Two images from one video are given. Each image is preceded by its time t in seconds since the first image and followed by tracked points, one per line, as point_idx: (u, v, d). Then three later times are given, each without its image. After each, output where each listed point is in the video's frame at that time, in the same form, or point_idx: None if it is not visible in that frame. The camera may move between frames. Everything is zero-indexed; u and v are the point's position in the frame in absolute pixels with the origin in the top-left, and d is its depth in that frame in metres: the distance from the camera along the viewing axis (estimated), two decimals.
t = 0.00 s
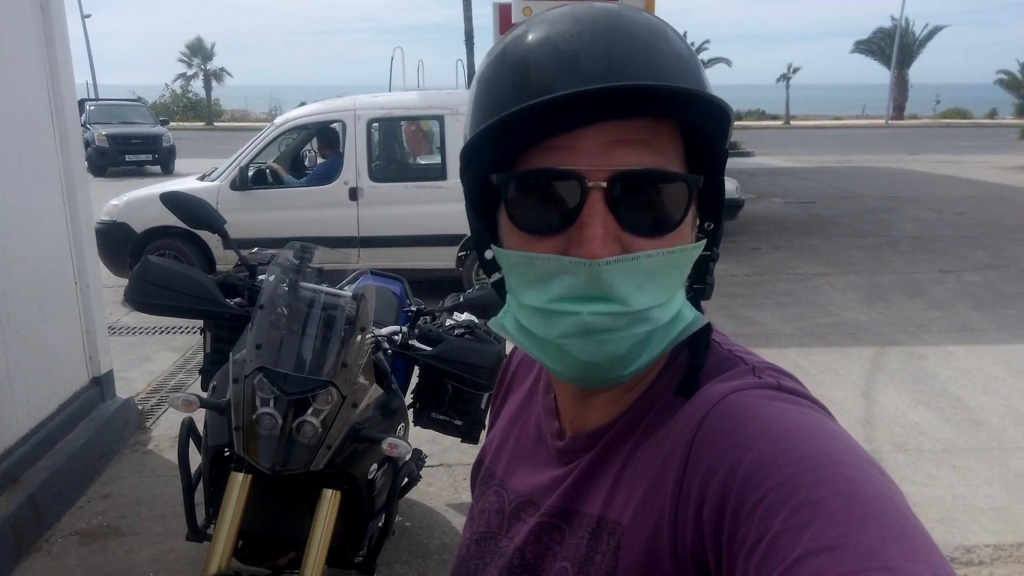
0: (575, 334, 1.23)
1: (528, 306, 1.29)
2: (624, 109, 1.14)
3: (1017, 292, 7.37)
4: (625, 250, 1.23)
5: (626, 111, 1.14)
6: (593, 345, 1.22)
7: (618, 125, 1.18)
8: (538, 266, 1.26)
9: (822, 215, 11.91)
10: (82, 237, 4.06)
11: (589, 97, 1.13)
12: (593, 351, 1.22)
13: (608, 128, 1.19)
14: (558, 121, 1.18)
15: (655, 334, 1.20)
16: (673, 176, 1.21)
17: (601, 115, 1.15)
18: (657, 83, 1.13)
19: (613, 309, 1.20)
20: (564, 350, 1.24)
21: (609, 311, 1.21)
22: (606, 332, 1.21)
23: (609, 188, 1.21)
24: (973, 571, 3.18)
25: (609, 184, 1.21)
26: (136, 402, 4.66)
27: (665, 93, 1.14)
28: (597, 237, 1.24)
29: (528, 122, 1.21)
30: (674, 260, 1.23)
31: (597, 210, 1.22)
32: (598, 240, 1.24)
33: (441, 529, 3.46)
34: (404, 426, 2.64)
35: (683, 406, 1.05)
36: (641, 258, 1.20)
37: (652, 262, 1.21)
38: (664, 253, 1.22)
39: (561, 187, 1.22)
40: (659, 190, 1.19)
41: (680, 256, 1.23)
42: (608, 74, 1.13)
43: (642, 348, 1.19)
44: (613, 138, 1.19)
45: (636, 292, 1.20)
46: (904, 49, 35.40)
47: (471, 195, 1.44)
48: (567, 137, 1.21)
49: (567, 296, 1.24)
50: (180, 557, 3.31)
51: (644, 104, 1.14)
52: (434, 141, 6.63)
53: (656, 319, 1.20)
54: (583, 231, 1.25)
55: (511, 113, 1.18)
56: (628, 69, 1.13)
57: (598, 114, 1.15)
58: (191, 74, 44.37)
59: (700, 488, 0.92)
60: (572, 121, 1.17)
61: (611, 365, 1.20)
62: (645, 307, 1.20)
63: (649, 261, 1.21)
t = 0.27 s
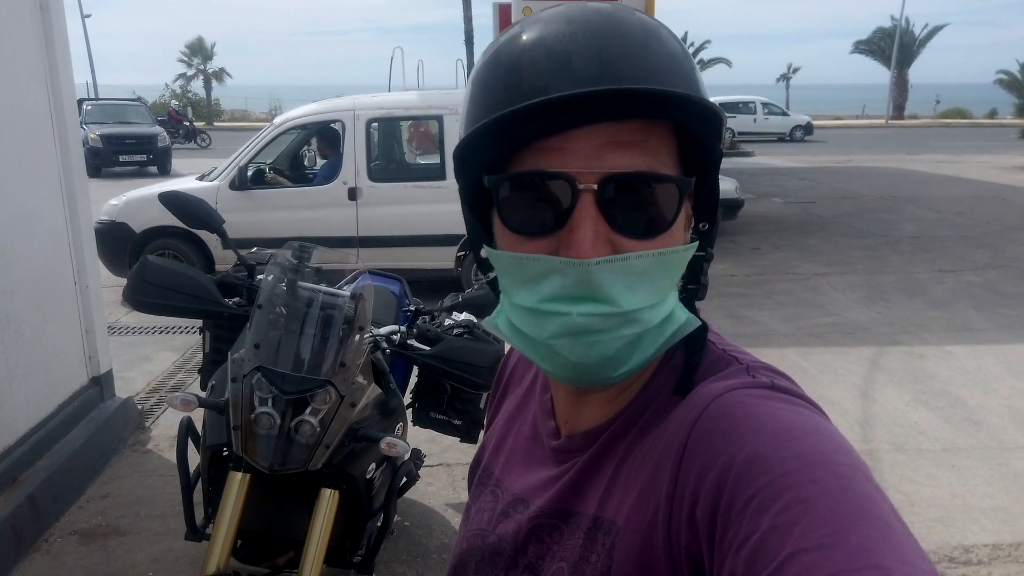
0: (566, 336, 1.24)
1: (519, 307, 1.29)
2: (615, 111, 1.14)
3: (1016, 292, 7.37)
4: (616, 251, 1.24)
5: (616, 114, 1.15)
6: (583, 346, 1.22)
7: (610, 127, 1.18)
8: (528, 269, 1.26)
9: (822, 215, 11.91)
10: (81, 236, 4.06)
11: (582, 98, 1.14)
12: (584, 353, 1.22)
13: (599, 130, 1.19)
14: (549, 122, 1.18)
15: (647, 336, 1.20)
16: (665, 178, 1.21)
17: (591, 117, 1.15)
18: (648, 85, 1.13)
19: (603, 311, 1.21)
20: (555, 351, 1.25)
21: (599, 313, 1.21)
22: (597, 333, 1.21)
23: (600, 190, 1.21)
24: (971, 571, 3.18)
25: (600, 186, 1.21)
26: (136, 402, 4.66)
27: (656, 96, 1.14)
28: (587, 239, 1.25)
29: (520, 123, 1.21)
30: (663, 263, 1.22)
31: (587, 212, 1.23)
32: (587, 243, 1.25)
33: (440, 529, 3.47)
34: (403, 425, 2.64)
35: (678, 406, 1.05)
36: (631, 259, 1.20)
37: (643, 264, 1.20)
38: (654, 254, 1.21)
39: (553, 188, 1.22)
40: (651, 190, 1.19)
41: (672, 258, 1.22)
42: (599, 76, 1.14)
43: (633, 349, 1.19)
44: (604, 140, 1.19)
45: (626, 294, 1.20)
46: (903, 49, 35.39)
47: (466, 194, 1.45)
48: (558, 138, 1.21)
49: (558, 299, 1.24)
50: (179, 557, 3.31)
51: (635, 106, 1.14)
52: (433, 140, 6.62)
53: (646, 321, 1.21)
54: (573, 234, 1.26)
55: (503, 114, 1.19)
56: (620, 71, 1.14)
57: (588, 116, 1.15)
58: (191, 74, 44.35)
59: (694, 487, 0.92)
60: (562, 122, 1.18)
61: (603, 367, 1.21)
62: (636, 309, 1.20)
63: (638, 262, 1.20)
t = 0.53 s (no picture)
0: (568, 334, 1.24)
1: (520, 305, 1.29)
2: (616, 109, 1.14)
3: (1016, 292, 7.37)
4: (618, 246, 1.24)
5: (617, 111, 1.15)
6: (585, 343, 1.22)
7: (611, 124, 1.18)
8: (528, 267, 1.26)
9: (822, 215, 11.90)
10: (81, 236, 4.06)
11: (582, 95, 1.14)
12: (585, 350, 1.22)
13: (599, 127, 1.19)
14: (550, 120, 1.18)
15: (648, 333, 1.20)
16: (665, 174, 1.21)
17: (592, 114, 1.15)
18: (650, 82, 1.13)
19: (604, 308, 1.20)
20: (556, 349, 1.25)
21: (600, 311, 1.21)
22: (599, 330, 1.22)
23: (601, 186, 1.21)
24: (971, 570, 3.18)
25: (602, 183, 1.21)
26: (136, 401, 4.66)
27: (658, 92, 1.14)
28: (589, 237, 1.25)
29: (520, 121, 1.21)
30: (664, 259, 1.22)
31: (589, 209, 1.23)
32: (589, 239, 1.24)
33: (440, 528, 3.47)
34: (403, 424, 2.64)
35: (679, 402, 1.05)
36: (633, 257, 1.20)
37: (643, 261, 1.20)
38: (655, 251, 1.21)
39: (554, 185, 1.22)
40: (650, 186, 1.20)
41: (673, 255, 1.22)
42: (600, 73, 1.14)
43: (635, 346, 1.19)
44: (605, 137, 1.19)
45: (627, 292, 1.20)
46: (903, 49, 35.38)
47: (466, 191, 1.45)
48: (558, 135, 1.21)
49: (560, 296, 1.24)
50: (179, 556, 3.31)
51: (636, 103, 1.14)
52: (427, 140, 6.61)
53: (647, 319, 1.20)
54: (575, 230, 1.26)
55: (503, 112, 1.19)
56: (621, 68, 1.14)
57: (589, 113, 1.15)
58: (190, 74, 44.34)
59: (695, 482, 0.92)
60: (563, 119, 1.18)
61: (605, 363, 1.21)
62: (637, 305, 1.20)
63: (640, 259, 1.20)
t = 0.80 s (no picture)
0: (574, 335, 1.24)
1: (526, 305, 1.29)
2: (620, 109, 1.14)
3: (1016, 292, 7.37)
4: (624, 246, 1.24)
5: (621, 111, 1.15)
6: (591, 344, 1.22)
7: (614, 124, 1.18)
8: (533, 267, 1.25)
9: (822, 215, 11.89)
10: (81, 235, 4.06)
11: (586, 96, 1.13)
12: (591, 351, 1.22)
13: (603, 127, 1.19)
14: (553, 121, 1.18)
15: (654, 332, 1.20)
16: (668, 172, 1.21)
17: (595, 114, 1.15)
18: (653, 82, 1.13)
19: (611, 308, 1.20)
20: (563, 350, 1.25)
21: (607, 310, 1.21)
22: (605, 330, 1.21)
23: (607, 185, 1.21)
24: (971, 570, 3.18)
25: (607, 183, 1.21)
26: (136, 400, 4.66)
27: (661, 91, 1.14)
28: (595, 238, 1.25)
29: (523, 122, 1.21)
30: (669, 258, 1.22)
31: (594, 209, 1.23)
32: (595, 239, 1.24)
33: (440, 527, 3.47)
34: (403, 423, 2.65)
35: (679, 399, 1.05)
36: (639, 256, 1.20)
37: (650, 260, 1.20)
38: (660, 251, 1.21)
39: (559, 185, 1.22)
40: (654, 185, 1.20)
41: (679, 253, 1.22)
42: (603, 73, 1.14)
43: (640, 346, 1.19)
44: (608, 137, 1.19)
45: (633, 291, 1.20)
46: (903, 49, 35.36)
47: (467, 192, 1.44)
48: (561, 136, 1.21)
49: (566, 297, 1.24)
50: (179, 555, 3.31)
51: (640, 103, 1.14)
52: (411, 140, 6.62)
53: (653, 318, 1.20)
54: (581, 231, 1.25)
55: (506, 113, 1.19)
56: (623, 68, 1.14)
57: (593, 113, 1.15)
58: (191, 73, 44.33)
59: (695, 478, 0.92)
60: (566, 120, 1.17)
61: (610, 363, 1.21)
62: (643, 305, 1.20)
63: (646, 259, 1.20)
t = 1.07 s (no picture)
0: (579, 339, 1.23)
1: (531, 310, 1.29)
2: (624, 111, 1.14)
3: (1017, 292, 7.36)
4: (628, 249, 1.24)
5: (625, 114, 1.14)
6: (596, 348, 1.22)
7: (618, 127, 1.18)
8: (538, 272, 1.26)
9: (822, 215, 11.88)
10: (81, 235, 4.05)
11: (589, 100, 1.13)
12: (596, 355, 1.22)
13: (607, 130, 1.19)
14: (556, 124, 1.18)
15: (659, 335, 1.20)
16: (673, 175, 1.21)
17: (599, 118, 1.15)
18: (657, 85, 1.13)
19: (616, 312, 1.20)
20: (568, 355, 1.24)
21: (612, 315, 1.21)
22: (610, 334, 1.21)
23: (611, 188, 1.21)
24: (972, 571, 3.17)
25: (611, 186, 1.21)
26: (136, 400, 4.66)
27: (666, 94, 1.13)
28: (599, 240, 1.24)
29: (525, 126, 1.21)
30: (675, 262, 1.22)
31: (598, 212, 1.23)
32: (599, 242, 1.24)
33: (440, 528, 3.47)
34: (404, 424, 2.64)
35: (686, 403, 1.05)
36: (643, 260, 1.20)
37: (654, 263, 1.20)
38: (664, 255, 1.21)
39: (562, 188, 1.22)
40: (658, 188, 1.19)
41: (683, 257, 1.22)
42: (606, 76, 1.14)
43: (645, 349, 1.19)
44: (612, 140, 1.19)
45: (637, 295, 1.20)
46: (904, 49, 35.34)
47: (472, 197, 1.44)
48: (564, 139, 1.21)
49: (571, 302, 1.24)
50: (180, 556, 3.31)
51: (644, 106, 1.14)
52: (383, 139, 6.63)
53: (657, 322, 1.20)
54: (585, 234, 1.25)
55: (510, 117, 1.19)
56: (627, 71, 1.13)
57: (596, 116, 1.15)
58: (191, 73, 44.32)
59: (703, 482, 0.92)
60: (569, 124, 1.17)
61: (614, 367, 1.20)
62: (648, 308, 1.20)
63: (650, 262, 1.20)
